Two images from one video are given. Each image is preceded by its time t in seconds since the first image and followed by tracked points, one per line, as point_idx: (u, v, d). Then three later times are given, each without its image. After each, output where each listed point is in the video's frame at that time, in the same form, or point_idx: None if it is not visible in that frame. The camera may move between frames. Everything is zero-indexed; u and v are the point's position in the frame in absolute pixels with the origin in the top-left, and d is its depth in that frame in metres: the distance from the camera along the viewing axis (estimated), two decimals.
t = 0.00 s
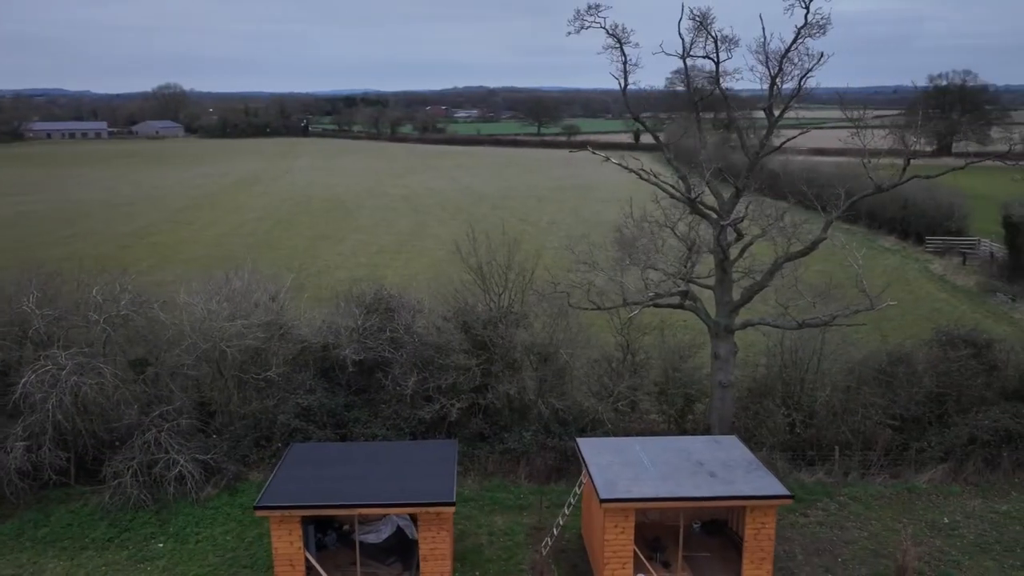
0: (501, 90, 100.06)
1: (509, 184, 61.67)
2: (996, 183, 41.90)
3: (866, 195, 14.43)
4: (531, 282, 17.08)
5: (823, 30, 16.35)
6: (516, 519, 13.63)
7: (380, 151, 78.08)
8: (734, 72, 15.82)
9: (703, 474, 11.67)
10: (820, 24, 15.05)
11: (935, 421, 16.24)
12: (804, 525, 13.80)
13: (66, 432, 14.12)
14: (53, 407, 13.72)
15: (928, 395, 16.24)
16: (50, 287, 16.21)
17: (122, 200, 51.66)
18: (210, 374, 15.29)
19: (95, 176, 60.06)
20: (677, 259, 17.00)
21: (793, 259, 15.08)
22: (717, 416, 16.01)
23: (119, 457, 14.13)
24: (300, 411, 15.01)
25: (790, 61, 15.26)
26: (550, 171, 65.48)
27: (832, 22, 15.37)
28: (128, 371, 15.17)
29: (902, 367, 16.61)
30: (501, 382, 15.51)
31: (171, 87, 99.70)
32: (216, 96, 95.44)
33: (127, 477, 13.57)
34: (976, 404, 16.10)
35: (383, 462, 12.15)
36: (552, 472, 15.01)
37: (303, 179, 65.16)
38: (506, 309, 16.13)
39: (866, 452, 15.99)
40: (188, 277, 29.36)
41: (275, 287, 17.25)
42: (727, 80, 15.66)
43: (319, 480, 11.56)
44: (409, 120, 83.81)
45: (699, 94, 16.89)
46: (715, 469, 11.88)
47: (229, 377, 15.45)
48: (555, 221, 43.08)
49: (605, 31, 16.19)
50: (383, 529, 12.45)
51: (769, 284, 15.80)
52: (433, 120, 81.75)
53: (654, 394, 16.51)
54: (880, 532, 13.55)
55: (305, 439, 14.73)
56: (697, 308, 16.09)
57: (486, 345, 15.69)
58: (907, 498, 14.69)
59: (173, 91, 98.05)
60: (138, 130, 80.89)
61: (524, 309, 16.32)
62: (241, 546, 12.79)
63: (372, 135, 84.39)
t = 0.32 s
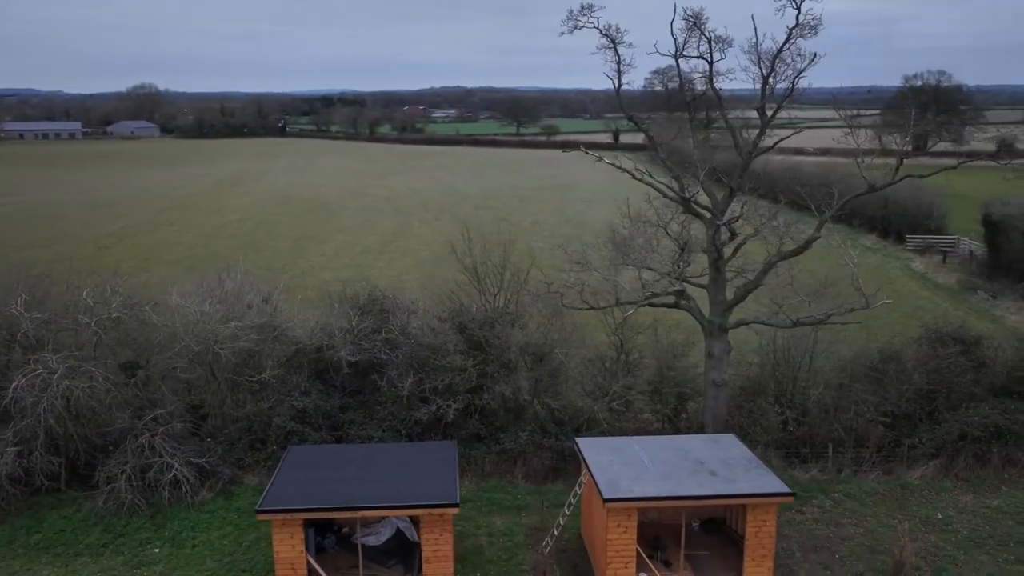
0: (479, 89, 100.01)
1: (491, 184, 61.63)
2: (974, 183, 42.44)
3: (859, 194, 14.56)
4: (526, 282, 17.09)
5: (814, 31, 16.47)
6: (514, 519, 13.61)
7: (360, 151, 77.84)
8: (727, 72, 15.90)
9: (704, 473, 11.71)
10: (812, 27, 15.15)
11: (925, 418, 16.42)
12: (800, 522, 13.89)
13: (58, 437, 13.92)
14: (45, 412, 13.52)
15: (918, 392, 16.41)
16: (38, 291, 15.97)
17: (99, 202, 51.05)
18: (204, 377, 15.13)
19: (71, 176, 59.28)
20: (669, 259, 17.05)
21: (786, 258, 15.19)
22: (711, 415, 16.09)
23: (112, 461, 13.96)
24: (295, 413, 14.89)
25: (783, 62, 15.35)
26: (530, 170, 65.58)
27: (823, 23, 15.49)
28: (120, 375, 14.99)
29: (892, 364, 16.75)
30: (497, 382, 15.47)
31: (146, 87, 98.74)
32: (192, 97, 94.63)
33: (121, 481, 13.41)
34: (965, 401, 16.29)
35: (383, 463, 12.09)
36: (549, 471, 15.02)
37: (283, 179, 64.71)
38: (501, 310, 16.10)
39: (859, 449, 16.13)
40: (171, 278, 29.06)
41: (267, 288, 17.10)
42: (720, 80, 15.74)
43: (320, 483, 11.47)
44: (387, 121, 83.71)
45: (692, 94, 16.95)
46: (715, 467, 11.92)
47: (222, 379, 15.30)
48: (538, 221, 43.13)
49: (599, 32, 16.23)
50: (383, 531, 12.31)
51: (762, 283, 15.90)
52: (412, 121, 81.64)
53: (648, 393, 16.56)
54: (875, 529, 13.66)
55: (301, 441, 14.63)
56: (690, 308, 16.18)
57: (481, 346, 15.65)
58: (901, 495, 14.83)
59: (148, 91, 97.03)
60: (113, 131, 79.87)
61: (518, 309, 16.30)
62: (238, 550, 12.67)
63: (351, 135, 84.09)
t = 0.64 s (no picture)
0: (457, 89, 99.84)
1: (472, 184, 61.59)
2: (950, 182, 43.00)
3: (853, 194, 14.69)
4: (520, 282, 17.08)
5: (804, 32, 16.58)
6: (514, 519, 13.62)
7: (339, 151, 77.46)
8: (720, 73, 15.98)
9: (706, 471, 11.76)
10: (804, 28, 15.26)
11: (916, 414, 16.59)
12: (797, 519, 14.00)
13: (51, 442, 13.74)
14: (37, 416, 13.33)
15: (909, 388, 16.58)
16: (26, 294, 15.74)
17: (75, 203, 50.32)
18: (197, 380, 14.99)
19: (46, 176, 58.38)
20: (661, 258, 17.12)
21: (780, 257, 15.32)
22: (706, 413, 16.19)
23: (105, 466, 13.79)
24: (292, 415, 14.76)
25: (775, 62, 15.44)
26: (511, 170, 65.59)
27: (814, 25, 15.61)
28: (112, 378, 14.81)
29: (884, 362, 16.90)
30: (494, 383, 15.43)
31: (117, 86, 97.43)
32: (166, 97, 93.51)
33: (116, 486, 13.24)
34: (955, 397, 16.50)
35: (385, 465, 12.03)
36: (546, 471, 15.05)
37: (262, 180, 64.16)
38: (497, 310, 16.09)
39: (852, 446, 16.29)
40: (155, 281, 28.73)
41: (261, 290, 16.96)
42: (714, 81, 15.80)
43: (322, 486, 11.39)
44: (365, 121, 83.35)
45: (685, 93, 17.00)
46: (717, 465, 11.98)
47: (216, 382, 15.18)
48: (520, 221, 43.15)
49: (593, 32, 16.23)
50: (383, 533, 12.25)
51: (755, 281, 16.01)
52: (390, 120, 81.35)
53: (643, 392, 16.61)
54: (871, 525, 13.79)
55: (297, 444, 14.50)
56: (685, 307, 16.26)
57: (478, 346, 15.63)
58: (895, 490, 15.00)
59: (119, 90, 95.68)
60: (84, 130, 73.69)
61: (513, 309, 16.29)
62: (236, 554, 12.55)
63: (329, 135, 83.58)
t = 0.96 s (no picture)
0: (434, 89, 99.58)
1: (453, 184, 61.49)
2: (927, 181, 43.60)
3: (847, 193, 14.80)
4: (516, 282, 17.05)
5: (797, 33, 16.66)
6: (514, 520, 13.62)
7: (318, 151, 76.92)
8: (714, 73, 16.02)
9: (709, 469, 11.82)
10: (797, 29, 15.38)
11: (908, 411, 16.74)
12: (795, 516, 14.10)
13: (44, 447, 13.54)
14: (31, 420, 13.13)
15: (901, 385, 16.75)
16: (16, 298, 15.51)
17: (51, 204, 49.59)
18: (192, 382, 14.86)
19: (20, 176, 57.44)
20: (655, 258, 17.17)
21: (775, 256, 15.44)
22: (702, 411, 16.27)
23: (100, 470, 13.61)
24: (289, 417, 14.61)
25: (769, 62, 15.54)
26: (492, 170, 65.50)
27: (807, 25, 15.69)
28: (106, 381, 14.63)
29: (876, 359, 17.05)
30: (491, 383, 15.39)
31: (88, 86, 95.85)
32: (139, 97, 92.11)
33: (113, 491, 13.08)
34: (946, 393, 16.70)
35: (388, 467, 11.96)
36: (544, 471, 15.07)
37: (241, 181, 63.41)
38: (494, 310, 16.06)
39: (846, 443, 16.42)
40: (138, 283, 28.34)
41: (255, 291, 16.82)
42: (708, 80, 15.85)
43: (325, 488, 11.31)
44: (344, 121, 82.85)
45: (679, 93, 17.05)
46: (719, 463, 12.03)
47: (211, 384, 15.04)
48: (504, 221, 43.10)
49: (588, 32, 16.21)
50: (385, 535, 12.07)
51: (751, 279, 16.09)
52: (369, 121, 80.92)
53: (639, 391, 16.65)
54: (868, 520, 13.93)
55: (295, 446, 14.36)
56: (681, 306, 16.32)
57: (475, 346, 15.58)
58: (889, 486, 15.15)
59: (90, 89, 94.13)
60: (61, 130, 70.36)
61: (510, 309, 16.26)
62: (236, 557, 12.44)
63: (306, 135, 82.91)
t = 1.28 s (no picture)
0: (410, 88, 99.10)
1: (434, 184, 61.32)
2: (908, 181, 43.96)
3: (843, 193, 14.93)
4: (513, 282, 17.03)
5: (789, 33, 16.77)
6: (516, 520, 13.61)
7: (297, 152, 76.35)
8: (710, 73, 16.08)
9: (713, 467, 11.87)
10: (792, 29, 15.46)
11: (901, 408, 16.91)
12: (794, 513, 14.20)
13: (38, 451, 13.32)
14: (26, 425, 12.90)
15: (894, 382, 16.92)
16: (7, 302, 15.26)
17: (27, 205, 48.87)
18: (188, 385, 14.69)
19: None
20: (650, 258, 17.22)
21: (771, 255, 15.56)
22: (698, 409, 16.35)
23: (97, 474, 13.42)
24: (287, 420, 14.49)
25: (764, 62, 15.61)
26: (474, 170, 65.40)
27: (801, 25, 15.79)
28: (101, 385, 14.42)
29: (869, 356, 17.20)
30: (490, 384, 15.35)
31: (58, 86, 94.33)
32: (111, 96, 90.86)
33: (110, 495, 12.90)
34: (938, 390, 16.87)
35: (393, 468, 11.90)
36: (544, 471, 15.07)
37: (220, 181, 62.77)
38: (492, 310, 16.03)
39: (841, 440, 16.57)
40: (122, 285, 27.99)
41: (250, 292, 16.69)
42: (705, 81, 15.90)
43: (330, 491, 11.22)
44: (322, 121, 82.33)
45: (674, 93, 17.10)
46: (723, 462, 12.08)
47: (208, 386, 14.91)
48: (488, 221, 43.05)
49: (584, 32, 16.21)
50: (388, 537, 11.84)
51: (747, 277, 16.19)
52: (348, 121, 80.49)
53: (636, 391, 16.70)
54: (866, 516, 14.05)
55: (294, 449, 14.24)
56: (677, 306, 16.38)
57: (473, 347, 15.56)
58: (884, 483, 15.30)
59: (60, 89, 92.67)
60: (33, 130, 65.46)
61: (507, 310, 16.24)
62: (239, 561, 12.32)
63: (284, 135, 82.23)
